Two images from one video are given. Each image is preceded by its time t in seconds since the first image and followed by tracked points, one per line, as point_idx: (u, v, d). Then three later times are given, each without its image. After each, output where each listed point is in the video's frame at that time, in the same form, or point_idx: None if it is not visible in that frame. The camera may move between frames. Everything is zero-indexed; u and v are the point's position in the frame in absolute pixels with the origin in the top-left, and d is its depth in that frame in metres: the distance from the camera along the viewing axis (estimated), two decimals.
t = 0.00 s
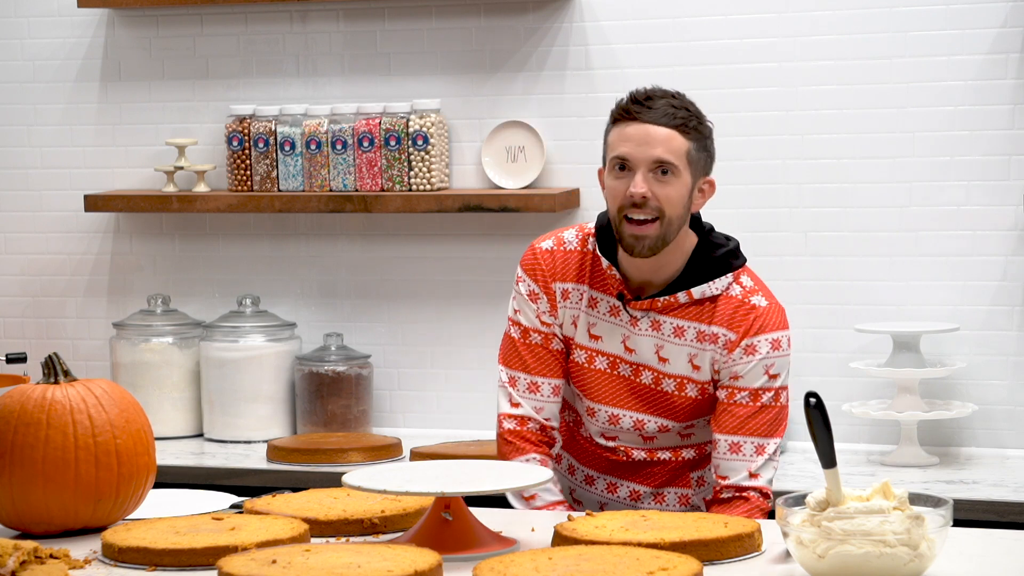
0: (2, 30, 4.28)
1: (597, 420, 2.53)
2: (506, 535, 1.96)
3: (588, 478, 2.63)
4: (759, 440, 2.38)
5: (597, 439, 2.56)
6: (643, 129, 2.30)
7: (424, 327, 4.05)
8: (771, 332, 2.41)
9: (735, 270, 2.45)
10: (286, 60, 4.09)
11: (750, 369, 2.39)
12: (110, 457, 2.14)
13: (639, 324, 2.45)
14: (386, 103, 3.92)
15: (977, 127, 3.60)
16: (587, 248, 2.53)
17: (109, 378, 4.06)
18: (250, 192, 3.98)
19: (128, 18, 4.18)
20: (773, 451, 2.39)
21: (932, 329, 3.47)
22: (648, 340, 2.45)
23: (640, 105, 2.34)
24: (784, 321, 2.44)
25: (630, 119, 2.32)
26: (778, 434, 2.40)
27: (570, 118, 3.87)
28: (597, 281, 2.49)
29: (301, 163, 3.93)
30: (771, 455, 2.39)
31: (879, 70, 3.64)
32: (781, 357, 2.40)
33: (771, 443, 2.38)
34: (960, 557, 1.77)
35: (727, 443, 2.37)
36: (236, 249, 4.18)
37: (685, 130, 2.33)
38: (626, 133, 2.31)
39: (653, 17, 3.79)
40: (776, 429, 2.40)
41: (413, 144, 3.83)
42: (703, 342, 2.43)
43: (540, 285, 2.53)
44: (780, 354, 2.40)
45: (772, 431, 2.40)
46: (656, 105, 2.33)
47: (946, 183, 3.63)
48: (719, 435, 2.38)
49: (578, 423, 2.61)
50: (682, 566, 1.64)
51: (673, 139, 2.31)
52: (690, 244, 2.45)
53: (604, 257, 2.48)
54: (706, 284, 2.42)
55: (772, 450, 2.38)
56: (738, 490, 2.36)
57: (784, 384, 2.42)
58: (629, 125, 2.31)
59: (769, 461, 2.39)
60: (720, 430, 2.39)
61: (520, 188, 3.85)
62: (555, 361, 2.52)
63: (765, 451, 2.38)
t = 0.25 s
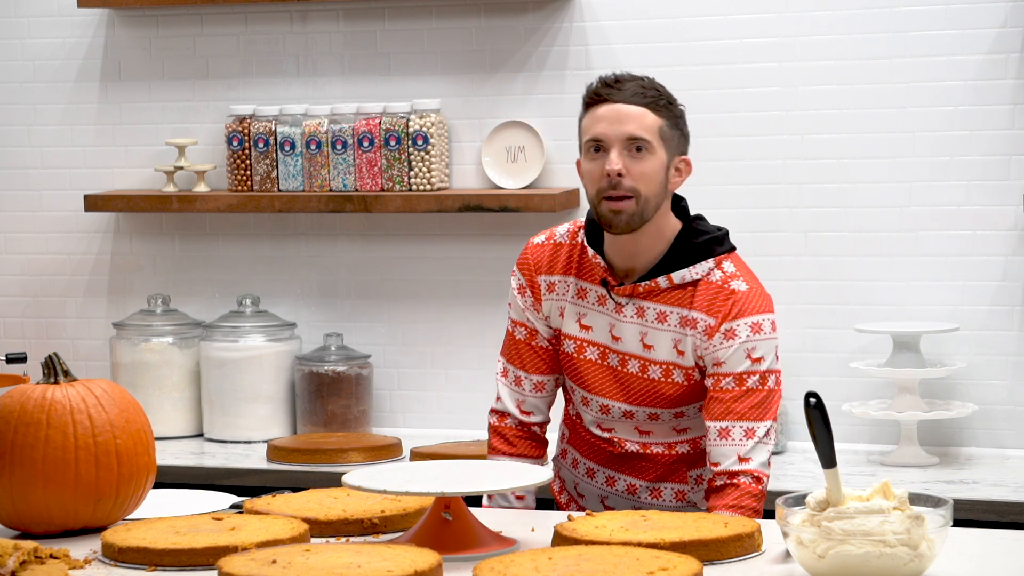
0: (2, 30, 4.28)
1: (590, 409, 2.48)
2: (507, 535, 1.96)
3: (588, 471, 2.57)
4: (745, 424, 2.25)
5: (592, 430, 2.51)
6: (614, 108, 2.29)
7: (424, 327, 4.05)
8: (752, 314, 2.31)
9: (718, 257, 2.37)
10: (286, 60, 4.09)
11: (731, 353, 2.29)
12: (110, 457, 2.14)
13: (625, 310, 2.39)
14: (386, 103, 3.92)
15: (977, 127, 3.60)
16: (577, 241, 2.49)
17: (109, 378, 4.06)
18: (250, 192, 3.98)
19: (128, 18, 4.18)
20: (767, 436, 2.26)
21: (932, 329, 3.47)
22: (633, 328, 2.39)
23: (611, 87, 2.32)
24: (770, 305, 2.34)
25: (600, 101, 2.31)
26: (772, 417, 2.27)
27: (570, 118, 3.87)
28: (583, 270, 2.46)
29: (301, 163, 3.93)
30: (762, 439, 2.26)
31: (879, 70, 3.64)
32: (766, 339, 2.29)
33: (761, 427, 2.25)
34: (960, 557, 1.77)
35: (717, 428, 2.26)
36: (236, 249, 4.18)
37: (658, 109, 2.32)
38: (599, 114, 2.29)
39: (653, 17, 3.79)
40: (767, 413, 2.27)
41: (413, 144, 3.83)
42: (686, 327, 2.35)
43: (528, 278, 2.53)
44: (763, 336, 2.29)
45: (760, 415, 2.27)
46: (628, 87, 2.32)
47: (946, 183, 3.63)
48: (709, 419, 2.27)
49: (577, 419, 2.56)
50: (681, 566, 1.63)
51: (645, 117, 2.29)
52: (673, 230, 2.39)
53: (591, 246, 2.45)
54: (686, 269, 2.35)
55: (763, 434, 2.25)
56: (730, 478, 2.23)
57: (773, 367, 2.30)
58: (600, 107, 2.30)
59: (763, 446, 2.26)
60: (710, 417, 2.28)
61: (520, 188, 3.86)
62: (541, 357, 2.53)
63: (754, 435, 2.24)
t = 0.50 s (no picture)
0: (2, 30, 4.28)
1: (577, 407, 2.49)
2: (506, 535, 1.96)
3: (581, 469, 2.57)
4: (721, 415, 2.23)
5: (581, 427, 2.51)
6: (589, 110, 2.30)
7: (424, 327, 4.05)
8: (722, 305, 2.29)
9: (690, 252, 2.36)
10: (286, 60, 4.09)
11: (702, 346, 2.28)
12: (110, 457, 2.14)
13: (604, 308, 2.39)
14: (386, 103, 3.92)
15: (977, 127, 3.60)
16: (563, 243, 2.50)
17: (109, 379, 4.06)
18: (250, 192, 3.98)
19: (128, 18, 4.18)
20: (745, 427, 2.24)
21: (932, 329, 3.46)
22: (611, 325, 2.39)
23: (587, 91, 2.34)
24: (741, 298, 2.32)
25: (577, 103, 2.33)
26: (751, 407, 2.25)
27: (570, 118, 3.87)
28: (568, 271, 2.46)
29: (301, 163, 3.93)
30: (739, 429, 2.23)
31: (879, 70, 3.64)
32: (738, 330, 2.27)
33: (739, 416, 2.23)
34: (960, 557, 1.77)
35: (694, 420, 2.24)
36: (236, 249, 4.18)
37: (633, 111, 2.33)
38: (574, 115, 2.31)
39: (653, 17, 3.79)
40: (744, 402, 2.25)
41: (413, 144, 3.83)
42: (662, 322, 2.34)
43: (516, 280, 2.54)
44: (734, 328, 2.27)
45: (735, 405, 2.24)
46: (604, 91, 2.34)
47: (946, 183, 3.63)
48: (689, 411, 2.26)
49: (568, 418, 2.56)
50: (682, 566, 1.63)
51: (620, 118, 2.30)
52: (648, 227, 2.39)
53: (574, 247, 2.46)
54: (658, 265, 2.35)
55: (741, 424, 2.23)
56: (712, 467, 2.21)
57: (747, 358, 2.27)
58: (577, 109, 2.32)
59: (743, 435, 2.23)
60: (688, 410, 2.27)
61: (520, 188, 3.86)
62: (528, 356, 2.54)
63: (731, 425, 2.22)
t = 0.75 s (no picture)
0: (2, 30, 4.28)
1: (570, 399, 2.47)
2: (507, 535, 1.96)
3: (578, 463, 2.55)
4: (705, 395, 2.24)
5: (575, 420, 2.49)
6: (554, 107, 2.30)
7: (424, 326, 4.05)
8: (700, 284, 2.30)
9: (664, 235, 2.38)
10: (286, 60, 4.09)
11: (681, 327, 2.28)
12: (110, 457, 2.14)
13: (588, 299, 2.39)
14: (386, 103, 3.92)
15: (977, 127, 3.60)
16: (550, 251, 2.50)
17: (109, 379, 4.06)
18: (250, 192, 3.98)
19: (128, 18, 4.18)
20: (731, 402, 2.25)
21: (932, 329, 3.46)
22: (595, 315, 2.38)
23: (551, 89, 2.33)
24: (717, 274, 2.33)
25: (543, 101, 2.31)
26: (732, 382, 2.25)
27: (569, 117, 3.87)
28: (555, 273, 2.46)
29: (301, 163, 3.93)
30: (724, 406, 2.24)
31: (879, 70, 3.64)
32: (717, 307, 2.28)
33: (722, 392, 2.24)
34: (960, 557, 1.77)
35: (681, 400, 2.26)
36: (236, 249, 4.19)
37: (597, 105, 2.33)
38: (542, 113, 2.30)
39: (653, 17, 3.79)
40: (728, 378, 2.25)
41: (413, 144, 3.83)
42: (644, 307, 2.34)
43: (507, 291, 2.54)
44: (711, 305, 2.28)
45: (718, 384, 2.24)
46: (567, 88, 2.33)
47: (946, 183, 3.63)
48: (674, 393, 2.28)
49: (564, 414, 2.56)
50: (682, 566, 1.63)
51: (584, 113, 2.30)
52: (623, 216, 2.40)
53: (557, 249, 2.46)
54: (635, 250, 2.36)
55: (724, 399, 2.23)
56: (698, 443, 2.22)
57: (728, 335, 2.27)
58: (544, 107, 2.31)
59: (727, 411, 2.24)
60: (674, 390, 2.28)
61: (520, 189, 3.86)
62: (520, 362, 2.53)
63: (715, 401, 2.23)
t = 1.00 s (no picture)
0: (2, 30, 4.28)
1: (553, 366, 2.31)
2: (507, 535, 1.96)
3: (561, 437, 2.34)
4: (694, 364, 2.11)
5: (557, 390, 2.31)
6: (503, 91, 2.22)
7: (424, 326, 4.05)
8: (685, 249, 2.14)
9: (650, 202, 2.22)
10: (286, 60, 4.09)
11: (664, 289, 2.13)
12: (110, 457, 2.13)
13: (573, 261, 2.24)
14: (386, 103, 3.92)
15: (977, 127, 3.60)
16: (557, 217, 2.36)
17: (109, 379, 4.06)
18: (250, 192, 3.98)
19: (128, 18, 4.19)
20: (716, 368, 2.12)
21: (932, 329, 3.46)
22: (578, 276, 2.23)
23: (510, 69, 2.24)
24: (705, 243, 2.17)
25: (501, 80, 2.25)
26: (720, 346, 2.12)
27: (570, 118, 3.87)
28: (547, 238, 2.33)
29: (302, 163, 3.93)
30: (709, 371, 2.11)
31: (879, 70, 3.64)
32: (703, 272, 2.12)
33: (710, 358, 2.11)
34: (961, 557, 1.77)
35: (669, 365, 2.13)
36: (236, 249, 4.19)
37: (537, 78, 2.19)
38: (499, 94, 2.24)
39: (653, 17, 3.79)
40: (716, 344, 2.12)
41: (413, 144, 3.83)
42: (626, 268, 2.19)
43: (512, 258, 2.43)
44: (695, 270, 2.12)
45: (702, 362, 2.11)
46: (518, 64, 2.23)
47: (946, 183, 3.63)
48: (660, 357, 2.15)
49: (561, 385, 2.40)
50: (682, 566, 1.63)
51: (522, 91, 2.18)
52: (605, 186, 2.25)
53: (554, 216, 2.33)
54: (618, 214, 2.21)
55: (712, 363, 2.11)
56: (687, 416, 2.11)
57: (712, 302, 2.12)
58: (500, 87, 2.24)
59: (715, 388, 2.11)
60: (663, 353, 2.14)
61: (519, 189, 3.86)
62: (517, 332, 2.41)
63: (703, 371, 2.11)
